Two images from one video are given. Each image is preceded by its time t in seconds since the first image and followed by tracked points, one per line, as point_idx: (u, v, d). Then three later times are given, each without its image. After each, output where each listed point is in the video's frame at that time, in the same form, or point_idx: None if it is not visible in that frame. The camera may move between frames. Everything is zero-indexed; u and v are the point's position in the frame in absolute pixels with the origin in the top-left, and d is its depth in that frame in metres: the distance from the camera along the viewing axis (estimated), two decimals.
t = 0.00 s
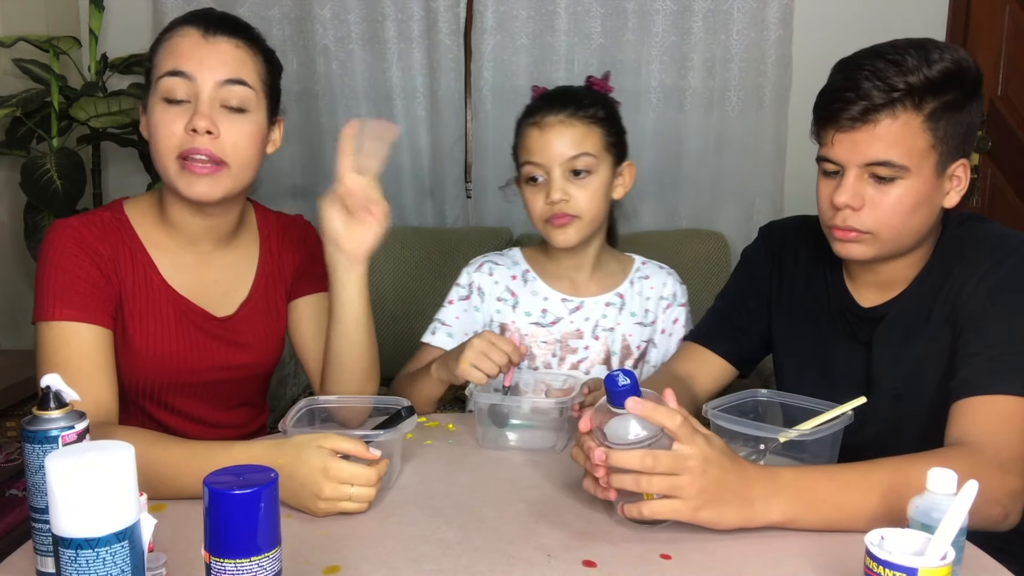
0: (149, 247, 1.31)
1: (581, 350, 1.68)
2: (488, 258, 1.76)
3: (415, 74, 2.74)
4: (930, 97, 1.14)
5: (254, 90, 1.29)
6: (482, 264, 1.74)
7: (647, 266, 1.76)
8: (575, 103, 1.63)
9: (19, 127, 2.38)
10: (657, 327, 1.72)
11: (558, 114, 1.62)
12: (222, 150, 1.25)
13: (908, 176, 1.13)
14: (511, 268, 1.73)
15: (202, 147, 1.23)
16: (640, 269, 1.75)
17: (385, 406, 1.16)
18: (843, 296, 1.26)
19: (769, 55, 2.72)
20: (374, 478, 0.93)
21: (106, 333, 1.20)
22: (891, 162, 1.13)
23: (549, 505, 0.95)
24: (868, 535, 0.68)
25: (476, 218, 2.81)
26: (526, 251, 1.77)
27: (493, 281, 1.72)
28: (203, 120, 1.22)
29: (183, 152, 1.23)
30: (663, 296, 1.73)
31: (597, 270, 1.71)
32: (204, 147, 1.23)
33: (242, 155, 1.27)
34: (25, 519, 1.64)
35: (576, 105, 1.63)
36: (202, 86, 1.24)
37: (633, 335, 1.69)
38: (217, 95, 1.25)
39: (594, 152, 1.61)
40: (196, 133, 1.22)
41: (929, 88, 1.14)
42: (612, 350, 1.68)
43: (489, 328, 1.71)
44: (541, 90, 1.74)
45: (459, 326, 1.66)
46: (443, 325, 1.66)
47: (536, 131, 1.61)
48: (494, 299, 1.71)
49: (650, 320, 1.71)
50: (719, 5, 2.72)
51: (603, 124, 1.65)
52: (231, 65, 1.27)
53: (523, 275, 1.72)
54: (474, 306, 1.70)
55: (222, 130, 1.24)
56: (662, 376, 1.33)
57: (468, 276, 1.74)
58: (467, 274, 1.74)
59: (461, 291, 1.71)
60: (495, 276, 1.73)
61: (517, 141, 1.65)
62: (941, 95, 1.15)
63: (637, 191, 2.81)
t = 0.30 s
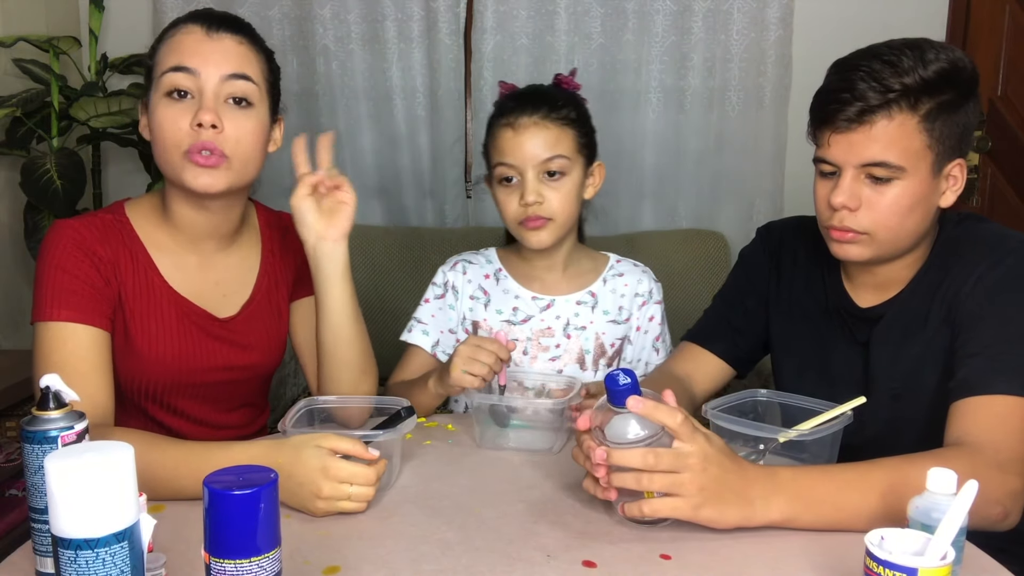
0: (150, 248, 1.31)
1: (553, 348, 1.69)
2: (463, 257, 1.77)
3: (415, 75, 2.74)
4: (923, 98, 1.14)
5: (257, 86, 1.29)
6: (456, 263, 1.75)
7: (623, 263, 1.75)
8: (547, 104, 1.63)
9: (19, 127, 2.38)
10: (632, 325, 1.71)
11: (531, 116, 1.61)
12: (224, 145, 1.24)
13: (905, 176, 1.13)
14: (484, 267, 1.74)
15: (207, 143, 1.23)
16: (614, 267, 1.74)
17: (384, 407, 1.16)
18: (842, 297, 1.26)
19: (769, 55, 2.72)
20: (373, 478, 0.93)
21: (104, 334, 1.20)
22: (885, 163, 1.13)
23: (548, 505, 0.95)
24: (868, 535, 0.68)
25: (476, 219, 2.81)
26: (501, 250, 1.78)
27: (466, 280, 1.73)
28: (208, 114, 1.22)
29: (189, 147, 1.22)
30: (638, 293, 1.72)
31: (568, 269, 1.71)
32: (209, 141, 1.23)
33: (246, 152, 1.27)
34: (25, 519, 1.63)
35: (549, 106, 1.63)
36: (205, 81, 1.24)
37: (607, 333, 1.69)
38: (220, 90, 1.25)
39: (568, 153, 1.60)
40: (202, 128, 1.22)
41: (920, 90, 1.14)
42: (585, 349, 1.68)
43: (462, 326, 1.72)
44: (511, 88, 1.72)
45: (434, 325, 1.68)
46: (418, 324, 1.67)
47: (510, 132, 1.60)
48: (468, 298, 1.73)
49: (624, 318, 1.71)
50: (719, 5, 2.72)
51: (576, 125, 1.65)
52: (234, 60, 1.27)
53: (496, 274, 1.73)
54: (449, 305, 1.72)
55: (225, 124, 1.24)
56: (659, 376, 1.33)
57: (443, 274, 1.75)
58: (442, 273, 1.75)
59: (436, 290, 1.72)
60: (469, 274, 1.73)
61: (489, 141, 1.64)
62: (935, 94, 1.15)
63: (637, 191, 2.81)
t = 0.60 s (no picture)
0: (148, 249, 1.31)
1: (550, 349, 1.69)
2: (460, 259, 1.77)
3: (415, 75, 2.74)
4: (918, 94, 1.14)
5: (254, 90, 1.29)
6: (454, 265, 1.76)
7: (621, 264, 1.75)
8: (543, 103, 1.63)
9: (19, 127, 2.38)
10: (630, 325, 1.71)
11: (529, 114, 1.61)
12: (224, 150, 1.24)
13: (901, 172, 1.13)
14: (481, 269, 1.74)
15: (206, 152, 1.23)
16: (612, 268, 1.74)
17: (384, 407, 1.16)
18: (840, 297, 1.26)
19: (769, 55, 2.72)
20: (372, 478, 0.93)
21: (102, 336, 1.20)
22: (878, 160, 1.13)
23: (548, 505, 0.95)
24: (867, 535, 0.68)
25: (476, 219, 2.80)
26: (498, 251, 1.78)
27: (463, 281, 1.73)
28: (207, 121, 1.22)
29: (189, 156, 1.23)
30: (637, 294, 1.72)
31: (565, 270, 1.71)
32: (208, 150, 1.23)
33: (245, 155, 1.27)
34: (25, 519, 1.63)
35: (545, 104, 1.63)
36: (203, 87, 1.24)
37: (604, 334, 1.69)
38: (218, 94, 1.25)
39: (565, 151, 1.61)
40: (201, 136, 1.22)
41: (916, 85, 1.14)
42: (583, 351, 1.68)
43: (460, 327, 1.72)
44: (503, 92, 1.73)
45: (432, 326, 1.68)
46: (416, 325, 1.68)
47: (507, 130, 1.60)
48: (465, 299, 1.73)
49: (622, 318, 1.71)
50: (719, 5, 2.72)
51: (571, 124, 1.65)
52: (231, 64, 1.27)
53: (493, 275, 1.73)
54: (446, 306, 1.72)
55: (224, 129, 1.24)
56: (658, 376, 1.33)
57: (440, 276, 1.76)
58: (440, 275, 1.76)
59: (434, 292, 1.73)
60: (466, 276, 1.74)
61: (487, 138, 1.64)
62: (929, 91, 1.15)
63: (637, 191, 2.81)
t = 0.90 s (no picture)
0: (149, 248, 1.31)
1: (551, 349, 1.69)
2: (461, 259, 1.78)
3: (415, 75, 2.75)
4: (913, 91, 1.14)
5: (244, 94, 1.29)
6: (454, 265, 1.76)
7: (622, 265, 1.75)
8: (555, 105, 1.63)
9: (19, 127, 2.38)
10: (631, 326, 1.71)
11: (540, 116, 1.61)
12: (218, 160, 1.25)
13: (897, 169, 1.13)
14: (482, 269, 1.74)
15: (200, 161, 1.23)
16: (614, 268, 1.74)
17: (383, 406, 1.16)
18: (839, 298, 1.26)
19: (769, 55, 2.72)
20: (370, 478, 0.93)
21: (104, 335, 1.20)
22: (874, 156, 1.13)
23: (547, 505, 0.95)
24: (867, 535, 0.68)
25: (476, 219, 2.80)
26: (499, 251, 1.78)
27: (464, 282, 1.74)
28: (197, 133, 1.21)
29: (185, 166, 1.23)
30: (638, 294, 1.72)
31: (568, 269, 1.70)
32: (203, 160, 1.23)
33: (239, 158, 1.27)
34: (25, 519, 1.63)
35: (556, 106, 1.63)
36: (190, 96, 1.24)
37: (606, 335, 1.69)
38: (208, 99, 1.25)
39: (574, 155, 1.61)
40: (194, 147, 1.22)
41: (911, 82, 1.15)
42: (584, 351, 1.68)
43: (461, 327, 1.72)
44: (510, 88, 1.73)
45: (432, 326, 1.68)
46: (416, 325, 1.68)
47: (517, 131, 1.60)
48: (465, 299, 1.73)
49: (624, 319, 1.71)
50: (719, 5, 2.72)
51: (581, 127, 1.65)
52: (218, 70, 1.26)
53: (494, 276, 1.73)
54: (446, 306, 1.72)
55: (217, 137, 1.24)
56: (657, 376, 1.33)
57: (441, 276, 1.76)
58: (441, 275, 1.76)
59: (435, 292, 1.73)
60: (467, 276, 1.74)
61: (496, 139, 1.63)
62: (925, 87, 1.15)
63: (637, 191, 2.81)
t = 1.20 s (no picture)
0: (149, 248, 1.31)
1: (551, 350, 1.69)
2: (462, 259, 1.77)
3: (415, 75, 2.74)
4: (915, 92, 1.14)
5: (247, 87, 1.29)
6: (455, 265, 1.76)
7: (623, 265, 1.75)
8: (561, 106, 1.63)
9: (19, 127, 2.38)
10: (632, 326, 1.71)
11: (547, 117, 1.61)
12: (221, 150, 1.25)
13: (897, 171, 1.13)
14: (482, 269, 1.74)
15: (204, 151, 1.23)
16: (614, 268, 1.74)
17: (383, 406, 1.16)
18: (839, 299, 1.26)
19: (769, 55, 2.72)
20: (373, 477, 0.94)
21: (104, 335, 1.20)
22: (874, 158, 1.12)
23: (548, 505, 0.95)
24: (867, 536, 0.68)
25: (476, 218, 2.80)
26: (500, 251, 1.78)
27: (464, 282, 1.73)
28: (202, 121, 1.22)
29: (187, 156, 1.23)
30: (638, 295, 1.72)
31: (570, 269, 1.70)
32: (206, 148, 1.23)
33: (242, 154, 1.27)
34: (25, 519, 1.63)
35: (563, 107, 1.63)
36: (196, 88, 1.24)
37: (607, 335, 1.69)
38: (211, 93, 1.25)
39: (579, 156, 1.61)
40: (197, 135, 1.22)
41: (913, 83, 1.15)
42: (585, 351, 1.68)
43: (461, 327, 1.72)
44: (515, 87, 1.72)
45: (433, 327, 1.68)
46: (417, 326, 1.68)
47: (523, 132, 1.60)
48: (466, 300, 1.73)
49: (624, 320, 1.71)
50: (719, 5, 2.72)
51: (586, 128, 1.65)
52: (222, 63, 1.26)
53: (495, 276, 1.73)
54: (447, 307, 1.72)
55: (220, 130, 1.24)
56: (658, 377, 1.33)
57: (441, 277, 1.76)
58: (441, 275, 1.76)
59: (435, 292, 1.73)
60: (467, 277, 1.74)
61: (502, 139, 1.63)
62: (927, 88, 1.15)
63: (637, 191, 2.81)
